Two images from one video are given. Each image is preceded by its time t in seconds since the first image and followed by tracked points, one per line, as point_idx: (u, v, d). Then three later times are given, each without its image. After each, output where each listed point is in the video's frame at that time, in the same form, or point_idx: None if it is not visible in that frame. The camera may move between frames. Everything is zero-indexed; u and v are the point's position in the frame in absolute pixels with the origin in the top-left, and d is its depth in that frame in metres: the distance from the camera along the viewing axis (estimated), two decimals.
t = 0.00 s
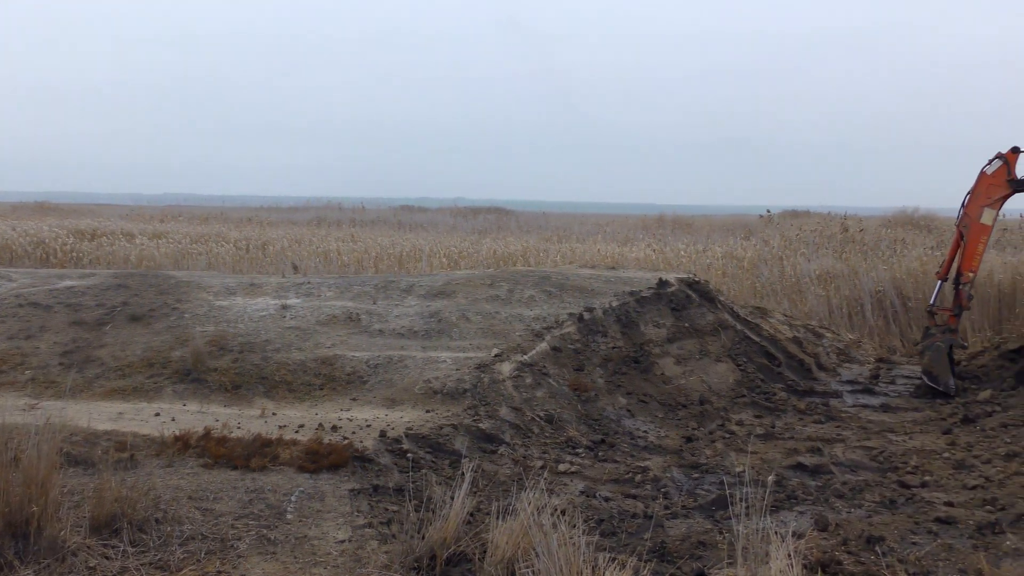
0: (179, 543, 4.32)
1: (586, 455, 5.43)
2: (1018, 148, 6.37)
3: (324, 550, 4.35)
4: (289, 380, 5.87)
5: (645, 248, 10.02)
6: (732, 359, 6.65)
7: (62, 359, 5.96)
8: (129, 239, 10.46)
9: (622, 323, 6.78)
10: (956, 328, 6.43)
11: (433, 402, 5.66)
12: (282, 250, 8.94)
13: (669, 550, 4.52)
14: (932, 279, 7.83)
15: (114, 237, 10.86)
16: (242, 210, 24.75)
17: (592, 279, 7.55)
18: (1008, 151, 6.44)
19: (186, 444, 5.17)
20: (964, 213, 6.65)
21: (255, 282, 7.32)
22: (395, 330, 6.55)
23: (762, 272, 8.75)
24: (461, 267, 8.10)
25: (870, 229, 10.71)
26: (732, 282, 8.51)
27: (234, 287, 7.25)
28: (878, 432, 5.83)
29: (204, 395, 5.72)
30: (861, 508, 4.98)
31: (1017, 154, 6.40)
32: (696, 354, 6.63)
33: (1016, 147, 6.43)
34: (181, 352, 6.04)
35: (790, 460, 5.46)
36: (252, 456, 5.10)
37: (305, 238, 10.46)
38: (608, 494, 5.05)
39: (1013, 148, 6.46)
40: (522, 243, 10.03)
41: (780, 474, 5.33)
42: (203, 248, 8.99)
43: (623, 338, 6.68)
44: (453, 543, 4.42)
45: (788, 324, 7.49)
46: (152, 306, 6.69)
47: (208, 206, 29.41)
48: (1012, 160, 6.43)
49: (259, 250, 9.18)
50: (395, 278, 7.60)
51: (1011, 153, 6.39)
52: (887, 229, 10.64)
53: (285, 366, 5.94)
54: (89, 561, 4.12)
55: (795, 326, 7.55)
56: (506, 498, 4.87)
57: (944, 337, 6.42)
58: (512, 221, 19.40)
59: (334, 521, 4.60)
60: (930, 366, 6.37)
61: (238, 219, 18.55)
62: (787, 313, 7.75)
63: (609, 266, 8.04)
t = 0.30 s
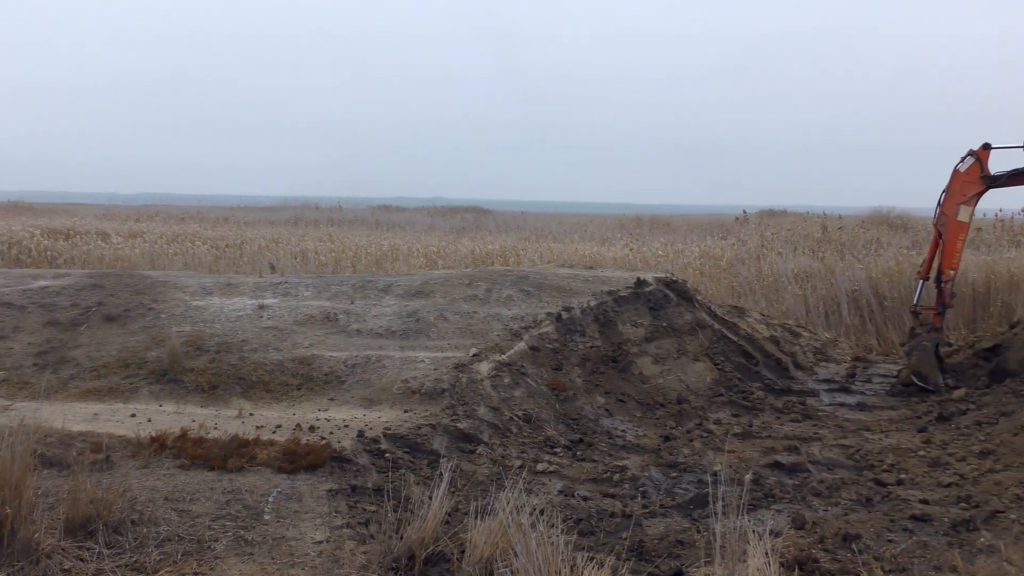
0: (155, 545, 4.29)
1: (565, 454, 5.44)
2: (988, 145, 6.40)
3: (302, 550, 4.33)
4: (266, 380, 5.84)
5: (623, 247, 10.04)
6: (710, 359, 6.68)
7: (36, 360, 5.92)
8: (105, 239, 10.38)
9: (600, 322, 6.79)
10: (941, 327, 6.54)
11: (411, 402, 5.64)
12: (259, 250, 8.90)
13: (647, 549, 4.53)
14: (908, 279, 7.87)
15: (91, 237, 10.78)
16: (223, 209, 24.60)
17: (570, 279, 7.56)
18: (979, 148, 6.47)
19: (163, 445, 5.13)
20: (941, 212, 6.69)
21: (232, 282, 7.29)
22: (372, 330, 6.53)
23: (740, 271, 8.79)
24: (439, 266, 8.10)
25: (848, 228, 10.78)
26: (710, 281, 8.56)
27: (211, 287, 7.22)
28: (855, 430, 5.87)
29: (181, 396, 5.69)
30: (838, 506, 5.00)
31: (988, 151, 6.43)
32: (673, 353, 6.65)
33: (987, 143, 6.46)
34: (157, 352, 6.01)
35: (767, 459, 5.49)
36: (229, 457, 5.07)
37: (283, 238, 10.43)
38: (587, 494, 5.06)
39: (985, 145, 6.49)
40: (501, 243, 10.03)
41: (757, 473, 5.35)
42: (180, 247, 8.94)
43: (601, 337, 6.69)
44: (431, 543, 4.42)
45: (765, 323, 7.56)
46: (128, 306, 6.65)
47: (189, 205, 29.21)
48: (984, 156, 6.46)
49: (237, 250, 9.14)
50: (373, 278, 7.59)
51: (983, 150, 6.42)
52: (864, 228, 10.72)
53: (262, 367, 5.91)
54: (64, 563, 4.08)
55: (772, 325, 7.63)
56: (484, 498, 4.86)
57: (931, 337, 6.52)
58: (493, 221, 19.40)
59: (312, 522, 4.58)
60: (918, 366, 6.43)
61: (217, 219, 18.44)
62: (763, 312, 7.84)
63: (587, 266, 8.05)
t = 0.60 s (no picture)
0: (132, 546, 4.25)
1: (544, 454, 5.44)
2: (960, 142, 6.44)
3: (280, 551, 4.31)
4: (244, 380, 5.82)
5: (602, 246, 10.06)
6: (688, 358, 6.72)
7: (11, 360, 5.88)
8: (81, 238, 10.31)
9: (579, 322, 6.80)
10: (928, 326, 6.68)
11: (390, 401, 5.63)
12: (237, 250, 8.86)
13: (626, 548, 4.54)
14: (885, 278, 7.91)
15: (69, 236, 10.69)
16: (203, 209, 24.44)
17: (549, 278, 7.57)
18: (952, 146, 6.51)
19: (140, 446, 5.10)
20: (919, 211, 6.74)
21: (209, 282, 7.26)
22: (351, 330, 6.52)
23: (718, 271, 8.84)
24: (417, 266, 8.09)
25: (826, 228, 10.85)
26: (688, 281, 8.61)
27: (188, 287, 7.20)
28: (832, 429, 5.91)
29: (158, 396, 5.66)
30: (815, 504, 5.03)
31: (961, 148, 6.47)
32: (652, 352, 6.68)
33: (959, 141, 6.51)
34: (134, 352, 5.98)
35: (745, 457, 5.51)
36: (207, 457, 5.03)
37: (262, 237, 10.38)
38: (566, 493, 5.06)
39: (957, 142, 6.53)
40: (480, 242, 10.02)
41: (735, 471, 5.37)
42: (157, 247, 8.90)
43: (580, 336, 6.71)
44: (410, 543, 4.41)
45: (743, 322, 7.64)
46: (104, 306, 6.63)
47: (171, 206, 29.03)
48: (957, 154, 6.51)
49: (215, 250, 9.10)
50: (352, 278, 7.58)
51: (956, 148, 6.46)
52: (841, 228, 10.80)
53: (240, 367, 5.89)
54: (39, 566, 4.03)
55: (749, 324, 7.70)
56: (464, 498, 4.86)
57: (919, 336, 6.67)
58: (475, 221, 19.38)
59: (291, 522, 4.56)
60: (910, 365, 6.51)
61: (195, 219, 18.31)
62: (741, 311, 7.90)
63: (566, 266, 8.06)
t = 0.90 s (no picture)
0: (107, 548, 4.21)
1: (521, 453, 5.45)
2: (932, 141, 6.50)
3: (257, 552, 4.28)
4: (220, 381, 5.79)
5: (579, 246, 10.08)
6: (665, 357, 6.76)
7: None
8: (56, 238, 10.22)
9: (556, 321, 6.82)
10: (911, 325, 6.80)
11: (367, 401, 5.61)
12: (213, 250, 8.83)
13: (603, 547, 4.55)
14: (860, 278, 8.03)
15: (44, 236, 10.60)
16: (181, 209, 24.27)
17: (527, 278, 7.57)
18: (924, 145, 6.57)
19: (115, 447, 5.05)
20: (896, 211, 6.78)
21: (185, 282, 7.23)
22: (328, 330, 6.50)
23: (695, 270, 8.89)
24: (394, 266, 8.10)
25: (802, 227, 10.93)
26: (665, 280, 8.65)
27: (164, 287, 7.17)
28: (808, 427, 5.95)
29: (133, 397, 5.63)
30: (791, 502, 5.06)
31: (933, 147, 6.53)
32: (629, 352, 6.71)
33: (931, 140, 6.56)
34: (109, 353, 5.96)
35: (722, 456, 5.53)
36: (183, 458, 4.99)
37: (237, 238, 10.35)
38: (543, 492, 5.07)
39: (929, 141, 6.59)
40: (457, 242, 10.03)
41: (712, 470, 5.39)
42: (132, 247, 8.84)
43: (557, 336, 6.73)
44: (388, 543, 4.41)
45: (720, 321, 7.70)
46: (78, 306, 6.59)
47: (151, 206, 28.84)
48: (930, 153, 6.56)
49: (191, 250, 9.07)
50: (328, 277, 7.56)
51: (928, 148, 6.52)
52: (818, 228, 10.89)
53: (216, 367, 5.86)
54: (12, 568, 3.98)
55: (726, 323, 7.76)
56: (441, 498, 4.85)
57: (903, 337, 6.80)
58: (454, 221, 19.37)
59: (267, 523, 4.53)
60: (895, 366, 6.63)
61: (171, 219, 18.18)
62: (718, 311, 7.95)
63: (543, 266, 8.07)
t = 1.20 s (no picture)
0: (80, 550, 4.17)
1: (497, 453, 5.45)
2: (903, 143, 6.57)
3: (232, 553, 4.25)
4: (194, 381, 5.77)
5: (554, 245, 10.10)
6: (640, 356, 6.81)
7: None
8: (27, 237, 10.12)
9: (532, 321, 6.83)
10: (885, 326, 6.84)
11: (343, 401, 5.60)
12: (186, 249, 8.78)
13: (579, 546, 4.55)
14: (833, 277, 8.14)
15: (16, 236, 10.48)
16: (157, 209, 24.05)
17: (502, 277, 7.58)
18: (895, 147, 6.63)
19: (87, 448, 5.00)
20: (869, 213, 6.83)
21: (158, 282, 7.19)
22: (303, 330, 6.47)
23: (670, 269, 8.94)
24: (369, 266, 8.10)
25: (777, 226, 11.01)
26: (641, 280, 8.71)
27: (137, 287, 7.13)
28: (782, 426, 5.99)
29: (106, 398, 5.60)
30: (766, 500, 5.08)
31: (904, 149, 6.60)
32: (605, 351, 6.74)
33: (901, 142, 6.62)
34: (81, 354, 5.92)
35: (697, 455, 5.55)
36: (157, 459, 4.94)
37: (211, 237, 10.29)
38: (519, 492, 5.07)
39: (899, 143, 6.66)
40: (433, 242, 10.03)
41: (687, 469, 5.41)
42: (105, 246, 8.78)
43: (533, 335, 6.75)
44: (363, 543, 4.39)
45: (695, 320, 7.79)
46: (50, 307, 6.55)
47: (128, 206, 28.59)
48: (901, 154, 6.62)
49: (164, 250, 9.02)
50: (304, 277, 7.54)
51: (899, 149, 6.58)
52: (792, 227, 10.98)
53: (190, 367, 5.84)
54: None
55: (701, 322, 7.85)
56: (417, 498, 4.84)
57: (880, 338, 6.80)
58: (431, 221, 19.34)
59: (242, 524, 4.49)
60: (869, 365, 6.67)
61: (144, 218, 18.02)
62: (693, 310, 8.03)
63: (518, 266, 8.08)
